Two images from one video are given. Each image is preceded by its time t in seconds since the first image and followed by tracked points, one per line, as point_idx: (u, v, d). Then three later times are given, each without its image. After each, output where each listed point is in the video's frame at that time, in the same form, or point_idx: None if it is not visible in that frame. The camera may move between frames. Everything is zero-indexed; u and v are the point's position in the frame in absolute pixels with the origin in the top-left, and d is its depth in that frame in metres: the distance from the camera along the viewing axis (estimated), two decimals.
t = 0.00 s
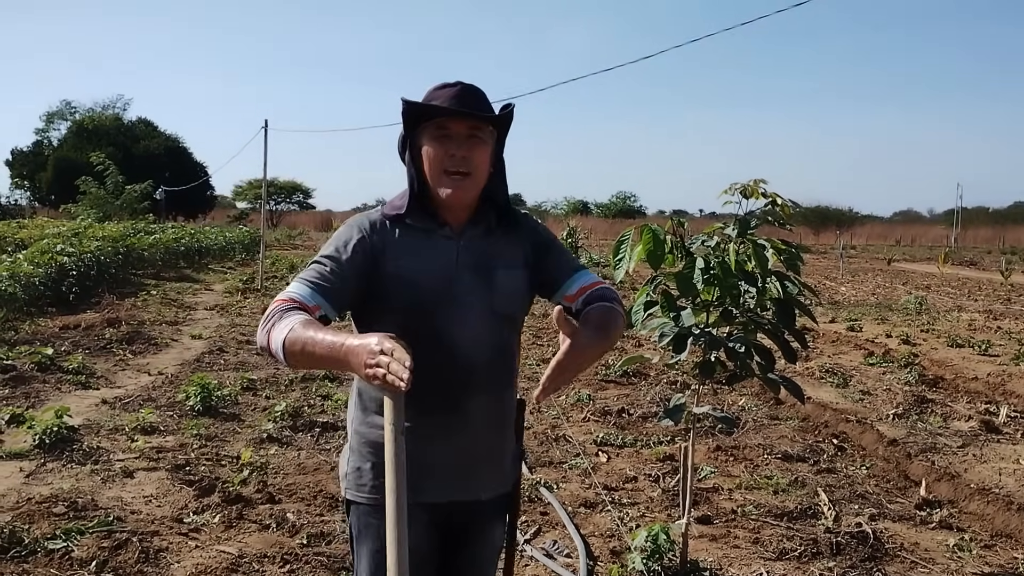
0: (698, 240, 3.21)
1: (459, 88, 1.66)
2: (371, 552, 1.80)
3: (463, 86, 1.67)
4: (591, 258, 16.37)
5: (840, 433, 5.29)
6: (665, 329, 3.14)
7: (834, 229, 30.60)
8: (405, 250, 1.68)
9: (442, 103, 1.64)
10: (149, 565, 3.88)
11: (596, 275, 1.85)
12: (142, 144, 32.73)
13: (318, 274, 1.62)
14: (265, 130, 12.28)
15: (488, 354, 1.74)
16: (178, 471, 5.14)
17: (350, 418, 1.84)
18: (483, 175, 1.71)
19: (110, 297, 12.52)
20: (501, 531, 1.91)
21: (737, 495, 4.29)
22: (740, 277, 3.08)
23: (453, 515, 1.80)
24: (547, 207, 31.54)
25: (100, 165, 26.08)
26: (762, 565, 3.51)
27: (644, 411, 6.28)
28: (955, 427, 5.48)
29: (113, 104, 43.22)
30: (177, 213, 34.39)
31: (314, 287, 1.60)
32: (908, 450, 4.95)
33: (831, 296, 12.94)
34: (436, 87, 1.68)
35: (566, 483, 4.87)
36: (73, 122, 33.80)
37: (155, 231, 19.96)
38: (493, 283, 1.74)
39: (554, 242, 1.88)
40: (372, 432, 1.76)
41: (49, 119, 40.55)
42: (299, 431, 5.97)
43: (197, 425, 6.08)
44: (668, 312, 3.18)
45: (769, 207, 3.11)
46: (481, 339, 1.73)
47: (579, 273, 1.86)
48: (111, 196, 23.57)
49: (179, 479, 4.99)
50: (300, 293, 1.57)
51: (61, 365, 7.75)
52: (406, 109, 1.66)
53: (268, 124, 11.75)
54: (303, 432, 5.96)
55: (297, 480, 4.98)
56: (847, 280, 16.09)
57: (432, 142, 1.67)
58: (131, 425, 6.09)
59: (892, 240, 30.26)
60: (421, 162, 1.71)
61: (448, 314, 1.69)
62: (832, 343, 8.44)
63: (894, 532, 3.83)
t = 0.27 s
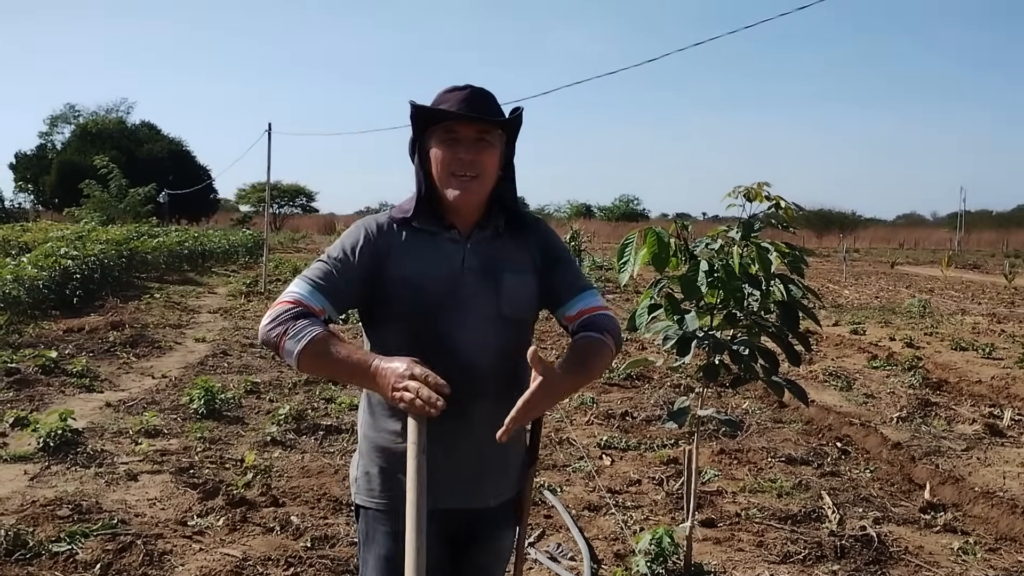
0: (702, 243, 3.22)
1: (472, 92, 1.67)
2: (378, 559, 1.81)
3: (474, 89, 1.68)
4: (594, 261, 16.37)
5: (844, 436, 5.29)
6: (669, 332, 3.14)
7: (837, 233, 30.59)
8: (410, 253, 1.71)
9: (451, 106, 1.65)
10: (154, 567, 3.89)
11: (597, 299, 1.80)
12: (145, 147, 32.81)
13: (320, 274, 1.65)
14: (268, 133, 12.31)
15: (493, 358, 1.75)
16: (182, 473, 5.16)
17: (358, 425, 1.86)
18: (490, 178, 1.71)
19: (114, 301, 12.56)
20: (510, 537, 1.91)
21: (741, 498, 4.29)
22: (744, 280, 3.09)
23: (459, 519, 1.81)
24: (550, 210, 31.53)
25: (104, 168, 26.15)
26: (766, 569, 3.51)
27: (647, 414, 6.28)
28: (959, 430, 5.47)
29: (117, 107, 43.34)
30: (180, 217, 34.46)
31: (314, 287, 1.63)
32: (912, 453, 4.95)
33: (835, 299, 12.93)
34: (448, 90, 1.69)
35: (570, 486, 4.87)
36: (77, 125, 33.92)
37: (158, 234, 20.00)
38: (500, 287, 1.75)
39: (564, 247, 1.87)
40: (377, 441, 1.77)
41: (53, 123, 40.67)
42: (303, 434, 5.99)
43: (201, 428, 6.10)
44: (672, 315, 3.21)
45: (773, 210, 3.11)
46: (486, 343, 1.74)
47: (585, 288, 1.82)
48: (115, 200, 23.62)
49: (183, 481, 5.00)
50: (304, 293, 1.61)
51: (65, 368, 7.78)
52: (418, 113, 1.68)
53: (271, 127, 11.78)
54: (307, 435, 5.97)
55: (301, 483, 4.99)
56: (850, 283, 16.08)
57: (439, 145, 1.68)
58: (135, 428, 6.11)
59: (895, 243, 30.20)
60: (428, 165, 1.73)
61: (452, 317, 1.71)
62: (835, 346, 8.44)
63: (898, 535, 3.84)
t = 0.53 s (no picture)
0: (707, 244, 3.22)
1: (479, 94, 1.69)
2: (377, 565, 1.81)
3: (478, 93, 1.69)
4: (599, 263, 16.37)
5: (850, 438, 5.27)
6: (674, 333, 3.14)
7: (843, 234, 30.52)
8: (411, 257, 1.70)
9: (454, 109, 1.65)
10: (160, 568, 3.90)
11: (600, 306, 1.83)
12: (151, 149, 32.93)
13: (319, 285, 1.66)
14: (274, 135, 12.34)
15: (494, 363, 1.75)
16: (188, 475, 5.17)
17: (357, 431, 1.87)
18: (492, 180, 1.72)
19: (120, 302, 12.60)
20: (510, 541, 1.92)
21: (746, 500, 4.29)
22: (750, 281, 3.09)
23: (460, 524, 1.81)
24: (555, 211, 31.53)
25: (111, 170, 26.24)
26: (772, 571, 3.50)
27: (653, 415, 6.28)
28: (965, 432, 5.45)
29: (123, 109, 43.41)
30: (186, 219, 34.56)
31: (313, 300, 1.64)
32: (918, 455, 4.93)
33: (841, 300, 12.90)
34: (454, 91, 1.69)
35: (575, 487, 4.87)
36: (83, 127, 34.03)
37: (164, 236, 20.06)
38: (501, 293, 1.76)
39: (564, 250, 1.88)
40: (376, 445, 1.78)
41: (60, 125, 40.79)
42: (308, 436, 6.00)
43: (207, 430, 6.12)
44: (678, 316, 3.19)
45: (778, 211, 3.11)
46: (487, 349, 1.74)
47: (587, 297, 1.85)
48: (121, 202, 23.70)
49: (189, 483, 5.02)
50: (303, 308, 1.62)
51: (71, 369, 7.81)
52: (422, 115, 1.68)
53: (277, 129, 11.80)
54: (312, 436, 5.98)
55: (306, 485, 5.00)
56: (856, 285, 16.04)
57: (441, 147, 1.68)
58: (141, 429, 6.13)
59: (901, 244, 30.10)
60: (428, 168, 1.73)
61: (453, 321, 1.71)
62: (841, 347, 8.41)
63: (903, 537, 3.82)
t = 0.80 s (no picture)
0: (709, 246, 3.22)
1: (487, 117, 1.64)
2: (373, 570, 1.80)
3: (486, 113, 1.64)
4: (602, 264, 16.37)
5: (853, 440, 5.26)
6: (676, 335, 3.13)
7: (846, 236, 30.49)
8: (405, 264, 1.69)
9: (449, 135, 1.61)
10: (162, 570, 3.90)
11: (593, 304, 1.85)
12: (154, 151, 32.99)
13: (312, 292, 1.64)
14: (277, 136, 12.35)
15: (490, 367, 1.75)
16: (190, 476, 5.18)
17: (351, 435, 1.86)
18: (486, 207, 1.68)
19: (123, 304, 12.62)
20: (508, 543, 1.91)
21: (749, 501, 4.28)
22: (752, 283, 3.08)
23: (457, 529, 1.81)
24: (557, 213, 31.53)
25: (114, 172, 26.29)
26: (774, 573, 3.49)
27: (655, 417, 6.27)
28: (968, 434, 5.44)
29: (127, 110, 43.48)
30: (189, 220, 34.62)
31: (308, 305, 1.63)
32: (921, 457, 4.92)
33: (844, 302, 12.88)
34: (460, 107, 1.64)
35: (577, 489, 4.86)
36: (87, 129, 34.10)
37: (168, 237, 20.10)
38: (496, 296, 1.76)
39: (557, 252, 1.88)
40: (370, 449, 1.78)
41: (64, 126, 40.85)
42: (310, 437, 6.00)
43: (209, 431, 6.13)
44: (680, 318, 3.18)
45: (780, 213, 3.11)
46: (483, 354, 1.74)
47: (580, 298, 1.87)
48: (124, 203, 23.74)
49: (191, 484, 5.02)
50: (298, 313, 1.62)
51: (74, 370, 7.82)
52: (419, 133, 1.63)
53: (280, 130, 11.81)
54: (314, 438, 5.99)
55: (309, 486, 5.00)
56: (859, 286, 16.02)
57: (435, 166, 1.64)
58: (143, 430, 6.13)
59: (904, 246, 30.05)
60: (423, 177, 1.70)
61: (448, 328, 1.71)
62: (845, 349, 8.40)
63: (906, 539, 3.81)
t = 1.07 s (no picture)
0: (712, 249, 3.23)
1: (478, 110, 1.65)
2: None
3: (477, 105, 1.65)
4: (605, 267, 16.37)
5: (856, 442, 5.26)
6: (679, 337, 3.13)
7: (849, 238, 30.47)
8: (401, 272, 1.70)
9: (446, 125, 1.61)
10: (164, 573, 3.91)
11: (586, 311, 1.84)
12: (157, 153, 33.06)
13: (309, 303, 1.64)
14: (279, 139, 12.38)
15: (487, 372, 1.76)
16: (193, 479, 5.18)
17: (351, 440, 1.86)
18: (484, 197, 1.70)
19: (126, 306, 12.65)
20: (506, 547, 1.92)
21: (752, 504, 4.28)
22: (755, 286, 3.07)
23: (456, 534, 1.82)
24: (560, 215, 31.53)
25: (118, 174, 26.32)
26: None
27: (658, 420, 6.27)
28: (972, 437, 5.43)
29: (129, 113, 43.56)
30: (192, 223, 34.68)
31: (305, 317, 1.63)
32: (924, 460, 4.91)
33: (847, 304, 12.86)
34: (451, 101, 1.65)
35: (580, 492, 4.86)
36: (90, 131, 34.17)
37: (171, 240, 20.15)
38: (492, 301, 1.77)
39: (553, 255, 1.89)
40: (370, 455, 1.79)
41: (67, 129, 40.94)
42: (313, 440, 6.00)
43: (212, 434, 6.14)
44: (683, 320, 3.19)
45: (783, 216, 3.11)
46: (480, 359, 1.75)
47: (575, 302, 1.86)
48: (128, 206, 23.79)
49: (194, 487, 5.03)
50: (297, 327, 1.62)
51: (77, 373, 7.83)
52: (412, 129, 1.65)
53: (282, 133, 11.83)
54: (317, 440, 5.99)
55: (311, 489, 5.00)
56: (862, 289, 16.01)
57: (431, 165, 1.65)
58: (146, 433, 6.14)
59: (907, 248, 30.01)
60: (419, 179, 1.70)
61: (445, 335, 1.72)
62: (847, 351, 8.39)
63: (910, 543, 3.81)
